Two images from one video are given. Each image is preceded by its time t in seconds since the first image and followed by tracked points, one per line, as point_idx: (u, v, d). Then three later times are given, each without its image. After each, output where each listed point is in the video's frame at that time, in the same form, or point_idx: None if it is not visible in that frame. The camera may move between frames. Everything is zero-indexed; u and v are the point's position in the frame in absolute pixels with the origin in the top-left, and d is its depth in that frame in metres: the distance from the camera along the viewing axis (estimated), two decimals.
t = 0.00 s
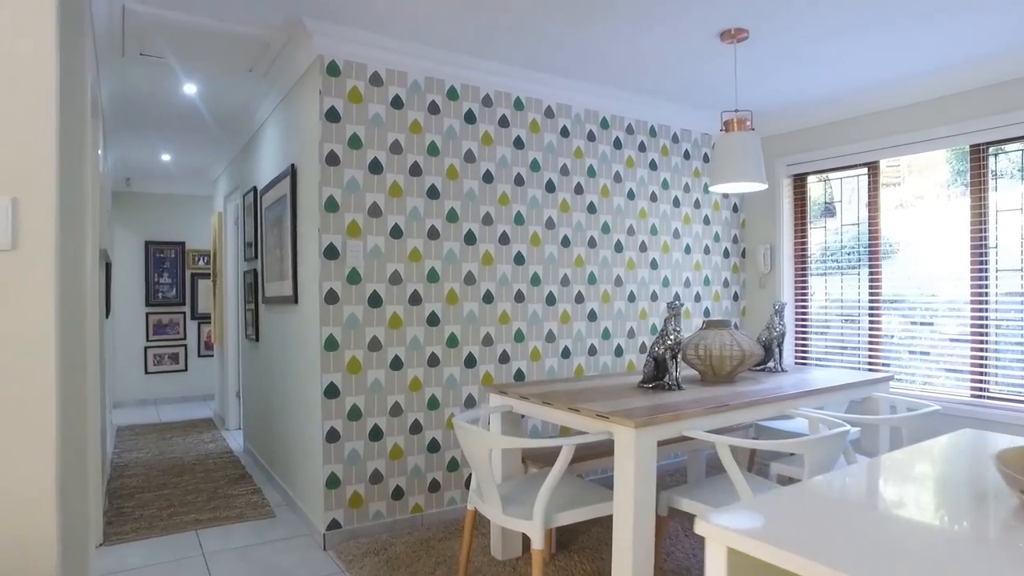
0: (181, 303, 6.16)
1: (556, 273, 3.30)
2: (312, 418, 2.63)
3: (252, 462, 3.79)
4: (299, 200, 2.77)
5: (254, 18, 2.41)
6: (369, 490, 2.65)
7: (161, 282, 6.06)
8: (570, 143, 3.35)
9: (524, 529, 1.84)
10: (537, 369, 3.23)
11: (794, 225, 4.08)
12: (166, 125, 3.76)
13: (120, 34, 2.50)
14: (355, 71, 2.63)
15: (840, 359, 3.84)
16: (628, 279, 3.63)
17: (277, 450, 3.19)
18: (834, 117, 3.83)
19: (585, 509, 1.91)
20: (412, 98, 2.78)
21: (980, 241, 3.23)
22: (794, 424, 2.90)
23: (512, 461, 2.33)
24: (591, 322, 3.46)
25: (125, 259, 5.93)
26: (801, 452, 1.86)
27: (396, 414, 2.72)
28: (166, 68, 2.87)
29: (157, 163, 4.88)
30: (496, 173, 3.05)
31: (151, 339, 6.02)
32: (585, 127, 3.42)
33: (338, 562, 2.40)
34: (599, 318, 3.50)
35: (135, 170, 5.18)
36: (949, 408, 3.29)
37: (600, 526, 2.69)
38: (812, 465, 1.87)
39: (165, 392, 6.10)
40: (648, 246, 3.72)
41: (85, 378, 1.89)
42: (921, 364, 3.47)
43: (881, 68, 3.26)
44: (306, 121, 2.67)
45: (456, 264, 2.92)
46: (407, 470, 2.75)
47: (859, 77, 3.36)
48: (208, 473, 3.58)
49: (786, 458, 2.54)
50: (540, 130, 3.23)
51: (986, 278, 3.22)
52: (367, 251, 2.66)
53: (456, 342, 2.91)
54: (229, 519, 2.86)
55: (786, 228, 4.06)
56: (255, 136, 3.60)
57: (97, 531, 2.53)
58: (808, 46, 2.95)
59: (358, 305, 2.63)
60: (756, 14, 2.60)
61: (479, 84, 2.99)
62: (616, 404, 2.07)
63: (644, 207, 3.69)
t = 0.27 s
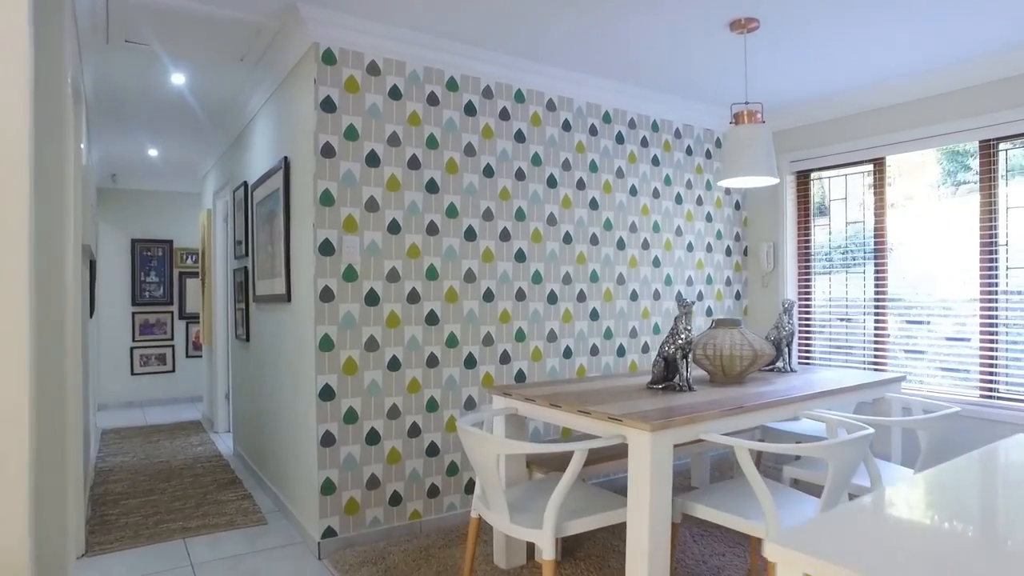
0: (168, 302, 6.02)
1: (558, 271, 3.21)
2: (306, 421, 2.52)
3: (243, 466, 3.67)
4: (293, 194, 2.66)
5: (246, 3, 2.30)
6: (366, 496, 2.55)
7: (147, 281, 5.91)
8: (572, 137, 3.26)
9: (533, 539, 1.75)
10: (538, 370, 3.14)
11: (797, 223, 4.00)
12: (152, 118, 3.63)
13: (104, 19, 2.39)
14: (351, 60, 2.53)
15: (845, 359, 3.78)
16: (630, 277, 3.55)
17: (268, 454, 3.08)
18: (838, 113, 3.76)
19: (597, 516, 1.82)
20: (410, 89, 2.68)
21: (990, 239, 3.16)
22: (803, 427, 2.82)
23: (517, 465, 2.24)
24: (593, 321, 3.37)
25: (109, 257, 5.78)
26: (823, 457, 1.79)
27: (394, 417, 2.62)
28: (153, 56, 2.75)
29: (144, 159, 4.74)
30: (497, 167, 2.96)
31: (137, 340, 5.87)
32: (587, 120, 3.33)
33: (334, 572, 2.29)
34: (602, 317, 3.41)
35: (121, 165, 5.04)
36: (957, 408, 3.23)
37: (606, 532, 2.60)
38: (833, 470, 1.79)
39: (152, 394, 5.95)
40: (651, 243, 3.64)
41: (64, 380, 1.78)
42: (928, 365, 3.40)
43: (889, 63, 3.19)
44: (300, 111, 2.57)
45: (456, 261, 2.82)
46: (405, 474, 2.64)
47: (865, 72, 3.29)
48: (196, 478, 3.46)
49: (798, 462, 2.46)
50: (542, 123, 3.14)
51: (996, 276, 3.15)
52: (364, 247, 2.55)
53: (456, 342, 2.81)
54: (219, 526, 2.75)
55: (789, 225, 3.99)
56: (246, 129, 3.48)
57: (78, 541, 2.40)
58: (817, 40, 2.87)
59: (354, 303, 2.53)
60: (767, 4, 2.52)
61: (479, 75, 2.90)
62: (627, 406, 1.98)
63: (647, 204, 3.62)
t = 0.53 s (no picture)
0: (148, 302, 5.85)
1: (554, 270, 3.13)
2: (295, 426, 2.41)
3: (226, 472, 3.54)
4: (280, 189, 2.54)
5: None
6: (357, 505, 2.44)
7: (126, 280, 5.74)
8: (568, 132, 3.18)
9: (539, 551, 1.65)
10: (534, 372, 3.05)
11: (794, 221, 3.99)
12: (132, 110, 3.49)
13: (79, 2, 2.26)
14: (342, 49, 2.42)
15: (842, 360, 3.74)
16: (627, 276, 3.47)
17: (254, 461, 2.96)
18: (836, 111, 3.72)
19: (605, 526, 1.73)
20: (404, 80, 2.58)
21: (989, 238, 3.13)
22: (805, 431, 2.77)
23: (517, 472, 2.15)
24: (590, 321, 3.29)
25: (86, 255, 5.59)
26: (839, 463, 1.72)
27: (387, 421, 2.52)
28: (131, 44, 2.62)
29: (123, 154, 4.58)
30: (492, 163, 2.87)
31: (115, 341, 5.69)
32: (584, 115, 3.26)
33: None
34: (598, 317, 3.33)
35: (99, 161, 4.87)
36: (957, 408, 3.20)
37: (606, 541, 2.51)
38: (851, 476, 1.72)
39: (130, 397, 5.77)
40: (647, 242, 3.57)
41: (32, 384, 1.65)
42: (926, 366, 3.36)
43: (891, 60, 3.14)
44: (289, 102, 2.45)
45: (450, 259, 2.72)
46: (398, 482, 2.54)
47: (865, 69, 3.24)
48: (177, 486, 3.32)
49: (804, 466, 2.40)
50: (538, 118, 3.05)
51: (996, 275, 3.11)
52: (355, 245, 2.44)
53: (450, 344, 2.71)
54: (201, 537, 2.62)
55: (786, 225, 3.95)
56: (230, 123, 3.36)
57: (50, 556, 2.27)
58: (820, 36, 2.81)
59: (345, 303, 2.42)
60: None
61: (475, 68, 2.80)
62: (634, 411, 1.90)
63: (643, 202, 3.55)
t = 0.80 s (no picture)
0: (121, 303, 5.68)
1: (544, 270, 3.07)
2: (278, 432, 2.31)
3: (205, 478, 3.42)
4: (263, 185, 2.45)
5: None
6: (343, 513, 2.35)
7: (98, 280, 5.56)
8: (558, 130, 3.13)
9: (539, 562, 1.59)
10: (524, 374, 2.99)
11: (783, 220, 3.97)
12: (106, 104, 3.36)
13: None
14: (329, 40, 2.33)
15: (831, 361, 3.74)
16: (616, 276, 3.42)
17: (235, 467, 2.86)
18: (825, 111, 3.73)
19: (605, 536, 1.67)
20: (392, 74, 2.50)
21: (976, 240, 3.14)
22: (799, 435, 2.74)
23: (510, 479, 2.08)
24: (580, 322, 3.24)
25: (56, 254, 5.41)
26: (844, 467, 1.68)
27: (374, 426, 2.43)
28: (105, 33, 2.51)
29: (96, 149, 4.43)
30: (481, 160, 2.80)
31: (86, 343, 5.52)
32: (574, 113, 3.21)
33: None
34: (588, 318, 3.28)
35: (71, 156, 4.71)
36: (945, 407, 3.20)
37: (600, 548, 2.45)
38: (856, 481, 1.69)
39: (102, 401, 5.60)
40: (637, 241, 3.53)
41: None
42: (914, 367, 3.36)
43: (881, 61, 3.13)
44: (272, 95, 2.36)
45: (439, 259, 2.64)
46: (385, 488, 2.46)
47: (856, 69, 3.22)
48: (152, 494, 3.20)
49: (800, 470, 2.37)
50: (528, 114, 2.99)
51: (983, 275, 3.13)
52: (341, 244, 2.36)
53: (438, 346, 2.64)
54: (178, 549, 2.51)
55: (774, 225, 3.95)
56: (209, 118, 3.25)
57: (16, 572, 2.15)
58: (813, 36, 2.79)
59: (331, 304, 2.34)
60: None
61: (464, 62, 2.73)
62: (634, 415, 1.85)
63: (633, 201, 3.51)
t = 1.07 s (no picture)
0: (83, 303, 5.47)
1: (526, 270, 3.02)
2: (255, 438, 2.22)
3: (173, 485, 3.30)
4: (238, 181, 2.36)
5: None
6: (322, 520, 2.28)
7: (58, 279, 5.35)
8: (540, 128, 3.09)
9: (531, 570, 1.54)
10: (506, 375, 2.94)
11: (760, 221, 4.02)
12: (69, 95, 3.22)
13: None
14: (308, 31, 2.25)
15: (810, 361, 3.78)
16: (598, 276, 3.39)
17: (206, 474, 2.75)
18: (803, 112, 3.79)
19: (598, 541, 1.63)
20: (373, 67, 2.43)
21: (951, 242, 3.20)
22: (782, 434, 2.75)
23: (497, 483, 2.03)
24: (561, 323, 3.20)
25: (13, 252, 5.19)
26: (837, 467, 1.67)
27: (354, 430, 2.36)
28: (69, 19, 2.39)
29: (57, 143, 4.26)
30: (463, 157, 2.74)
31: (45, 345, 5.30)
32: (556, 111, 3.18)
33: None
34: (570, 318, 3.24)
35: (30, 150, 4.52)
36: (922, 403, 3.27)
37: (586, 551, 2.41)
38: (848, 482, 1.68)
39: (62, 406, 5.39)
40: (618, 241, 3.50)
41: None
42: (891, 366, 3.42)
43: (860, 62, 3.16)
44: (247, 86, 2.27)
45: (420, 258, 2.58)
46: (366, 494, 2.39)
47: (835, 70, 3.25)
48: (117, 503, 3.07)
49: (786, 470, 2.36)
50: (510, 111, 2.95)
51: (957, 277, 3.18)
52: (320, 242, 2.28)
53: (419, 347, 2.57)
54: (146, 561, 2.40)
55: (753, 226, 3.99)
56: (180, 111, 3.14)
57: None
58: (796, 36, 2.80)
59: (310, 304, 2.26)
60: None
61: (447, 57, 2.67)
62: (624, 418, 1.81)
63: (615, 200, 3.49)
